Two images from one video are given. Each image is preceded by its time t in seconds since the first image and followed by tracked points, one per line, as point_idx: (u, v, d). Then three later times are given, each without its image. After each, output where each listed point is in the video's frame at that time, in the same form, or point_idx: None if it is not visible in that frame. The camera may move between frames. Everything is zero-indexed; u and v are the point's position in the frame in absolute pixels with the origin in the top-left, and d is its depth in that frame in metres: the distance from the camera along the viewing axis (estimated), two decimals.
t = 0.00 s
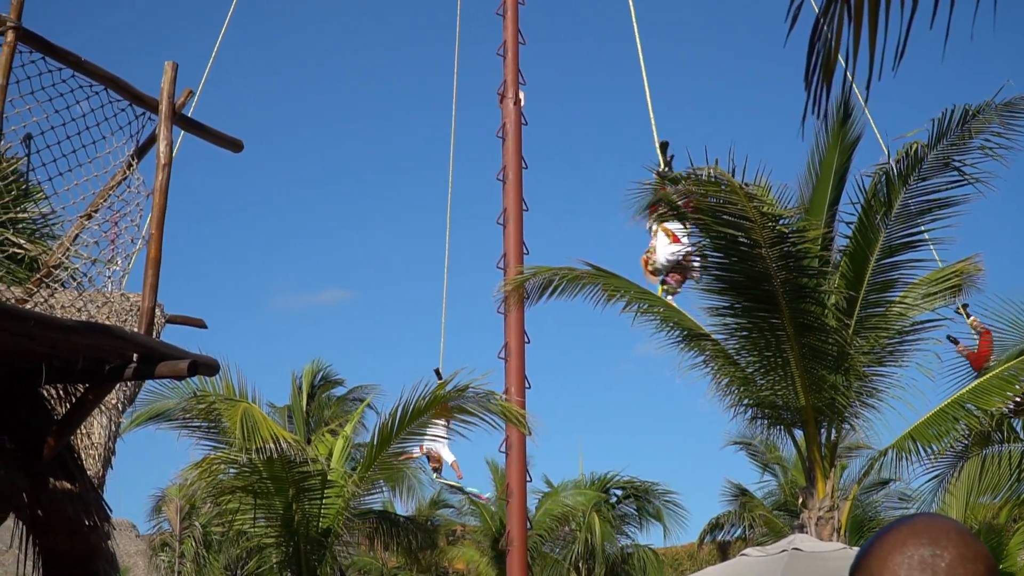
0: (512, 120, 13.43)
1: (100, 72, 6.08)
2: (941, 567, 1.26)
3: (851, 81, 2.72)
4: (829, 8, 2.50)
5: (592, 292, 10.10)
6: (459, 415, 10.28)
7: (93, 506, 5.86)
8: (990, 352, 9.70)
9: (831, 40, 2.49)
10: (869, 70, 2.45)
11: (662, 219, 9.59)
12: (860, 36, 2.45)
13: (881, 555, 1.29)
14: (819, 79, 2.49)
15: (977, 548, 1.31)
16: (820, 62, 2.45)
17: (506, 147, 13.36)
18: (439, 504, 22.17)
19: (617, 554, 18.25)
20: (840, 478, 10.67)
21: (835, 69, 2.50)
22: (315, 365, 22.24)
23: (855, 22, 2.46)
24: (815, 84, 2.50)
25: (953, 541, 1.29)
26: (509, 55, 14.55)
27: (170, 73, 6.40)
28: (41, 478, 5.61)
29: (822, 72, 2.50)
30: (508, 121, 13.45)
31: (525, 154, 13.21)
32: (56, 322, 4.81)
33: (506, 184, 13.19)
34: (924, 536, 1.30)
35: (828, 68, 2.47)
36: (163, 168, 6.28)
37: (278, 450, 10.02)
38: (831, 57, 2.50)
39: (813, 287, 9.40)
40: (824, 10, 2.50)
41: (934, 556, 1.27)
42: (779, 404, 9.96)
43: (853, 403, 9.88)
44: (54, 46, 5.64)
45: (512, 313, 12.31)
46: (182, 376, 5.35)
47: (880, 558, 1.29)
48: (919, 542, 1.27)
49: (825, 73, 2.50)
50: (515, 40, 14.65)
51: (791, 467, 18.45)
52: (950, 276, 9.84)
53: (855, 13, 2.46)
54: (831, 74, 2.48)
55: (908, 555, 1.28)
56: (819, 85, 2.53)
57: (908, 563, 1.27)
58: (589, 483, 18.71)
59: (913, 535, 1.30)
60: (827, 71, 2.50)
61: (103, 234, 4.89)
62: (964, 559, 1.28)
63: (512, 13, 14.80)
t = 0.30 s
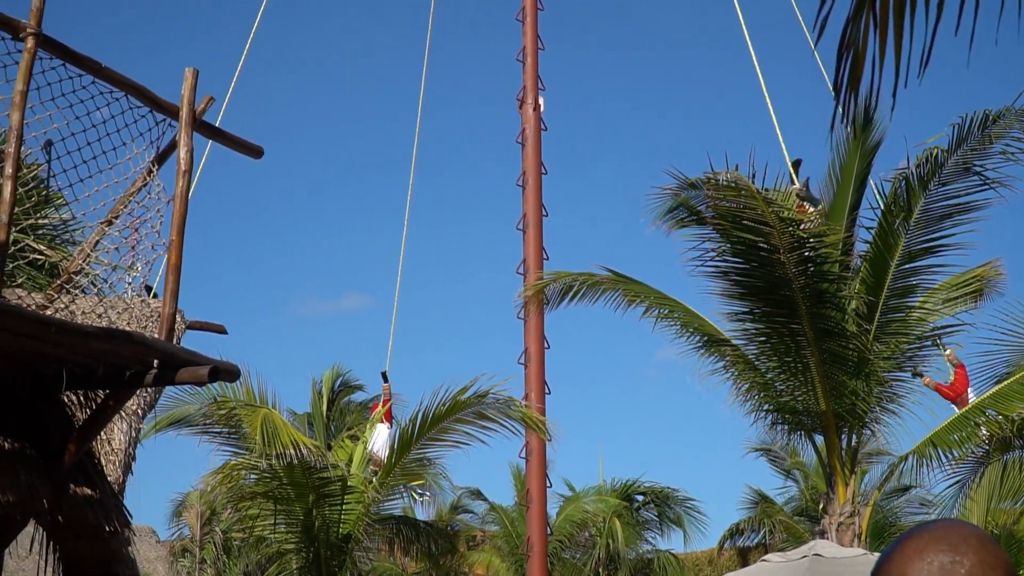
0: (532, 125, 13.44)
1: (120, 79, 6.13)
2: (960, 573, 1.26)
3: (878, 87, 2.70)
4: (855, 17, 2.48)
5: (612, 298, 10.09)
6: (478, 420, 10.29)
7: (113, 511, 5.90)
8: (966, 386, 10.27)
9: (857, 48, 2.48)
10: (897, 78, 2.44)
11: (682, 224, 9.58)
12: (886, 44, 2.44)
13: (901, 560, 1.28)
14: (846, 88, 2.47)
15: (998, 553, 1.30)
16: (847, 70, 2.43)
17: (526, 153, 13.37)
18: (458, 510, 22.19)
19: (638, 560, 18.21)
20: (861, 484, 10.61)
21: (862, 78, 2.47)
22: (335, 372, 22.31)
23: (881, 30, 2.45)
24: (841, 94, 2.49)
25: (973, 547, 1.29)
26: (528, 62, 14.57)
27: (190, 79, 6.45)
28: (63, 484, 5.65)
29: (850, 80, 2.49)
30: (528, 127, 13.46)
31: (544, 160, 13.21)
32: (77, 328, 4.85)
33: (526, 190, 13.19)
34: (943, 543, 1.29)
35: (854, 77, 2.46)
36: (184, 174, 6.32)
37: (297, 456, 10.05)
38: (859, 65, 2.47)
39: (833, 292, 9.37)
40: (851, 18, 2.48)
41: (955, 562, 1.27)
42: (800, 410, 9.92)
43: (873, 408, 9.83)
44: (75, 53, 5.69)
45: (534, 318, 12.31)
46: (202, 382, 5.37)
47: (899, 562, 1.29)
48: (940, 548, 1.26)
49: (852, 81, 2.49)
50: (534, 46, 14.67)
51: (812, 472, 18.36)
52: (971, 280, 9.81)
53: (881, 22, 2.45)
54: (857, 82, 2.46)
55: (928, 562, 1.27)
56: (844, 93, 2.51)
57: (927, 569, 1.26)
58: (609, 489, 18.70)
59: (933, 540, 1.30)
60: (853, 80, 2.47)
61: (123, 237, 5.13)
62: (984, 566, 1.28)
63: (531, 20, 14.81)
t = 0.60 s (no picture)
0: (543, 130, 13.46)
1: (132, 83, 6.17)
2: None
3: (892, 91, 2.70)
4: (870, 19, 2.49)
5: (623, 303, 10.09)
6: (490, 425, 10.30)
7: (124, 516, 5.93)
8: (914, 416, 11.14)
9: (873, 51, 2.48)
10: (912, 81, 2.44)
11: (693, 228, 9.57)
12: (902, 47, 2.45)
13: (911, 563, 1.29)
14: (861, 91, 2.48)
15: (1006, 556, 1.31)
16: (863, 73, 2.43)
17: (537, 158, 13.38)
18: (470, 515, 22.21)
19: (650, 564, 18.20)
20: (872, 489, 10.58)
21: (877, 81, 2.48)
22: (347, 376, 22.36)
23: (896, 33, 2.45)
24: (857, 96, 2.49)
25: (982, 550, 1.29)
26: (539, 66, 14.59)
27: (201, 84, 6.48)
28: (74, 489, 5.68)
29: (865, 82, 2.49)
30: (539, 132, 13.48)
31: (556, 165, 13.22)
32: (88, 333, 4.87)
33: (537, 195, 13.20)
34: (952, 546, 1.30)
35: (869, 79, 2.46)
36: (195, 178, 6.36)
37: (309, 460, 10.07)
38: (875, 68, 2.47)
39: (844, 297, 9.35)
40: (866, 21, 2.48)
41: (963, 566, 1.27)
42: (811, 414, 9.90)
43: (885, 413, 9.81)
44: (86, 57, 5.73)
45: (545, 323, 12.34)
46: (214, 387, 5.40)
47: (908, 564, 1.29)
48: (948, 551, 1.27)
49: (868, 84, 2.49)
50: (546, 51, 14.69)
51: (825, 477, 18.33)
52: (982, 285, 9.78)
53: (897, 23, 2.45)
54: (874, 84, 2.47)
55: (937, 565, 1.28)
56: (860, 96, 2.50)
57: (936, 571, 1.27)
58: (621, 494, 18.69)
59: (942, 544, 1.30)
60: (870, 83, 2.47)
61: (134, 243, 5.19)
62: (991, 568, 1.28)
63: (543, 24, 14.83)
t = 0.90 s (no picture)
0: (540, 130, 13.46)
1: (128, 83, 6.16)
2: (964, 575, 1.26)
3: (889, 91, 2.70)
4: (868, 19, 2.50)
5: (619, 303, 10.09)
6: (486, 425, 10.30)
7: (119, 515, 5.92)
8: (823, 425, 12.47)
9: (871, 50, 2.48)
10: (909, 81, 2.45)
11: (689, 229, 9.59)
12: (900, 46, 2.45)
13: (905, 562, 1.29)
14: (859, 91, 2.48)
15: (1000, 557, 1.31)
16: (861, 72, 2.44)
17: (534, 159, 13.38)
18: (465, 515, 22.21)
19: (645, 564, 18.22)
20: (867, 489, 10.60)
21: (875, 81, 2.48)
22: (343, 377, 22.35)
23: (894, 32, 2.46)
24: (854, 95, 2.49)
25: (976, 550, 1.29)
26: (536, 67, 14.59)
27: (197, 83, 6.48)
28: (69, 488, 5.68)
29: (863, 83, 2.49)
30: (536, 132, 13.48)
31: (552, 165, 13.22)
32: (83, 332, 4.86)
33: (534, 195, 13.20)
34: (947, 545, 1.30)
35: (867, 80, 2.47)
36: (191, 178, 6.36)
37: (304, 461, 10.06)
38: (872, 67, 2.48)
39: (840, 298, 9.36)
40: (864, 21, 2.49)
41: (957, 565, 1.27)
42: (806, 415, 9.91)
43: (879, 414, 9.82)
44: (82, 57, 5.73)
45: (542, 321, 12.32)
46: (209, 386, 5.40)
47: (903, 564, 1.29)
48: (943, 550, 1.27)
49: (866, 84, 2.49)
50: (542, 52, 14.69)
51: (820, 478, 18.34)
52: (976, 286, 9.76)
53: (895, 22, 2.46)
54: (871, 84, 2.47)
55: (932, 564, 1.28)
56: (858, 95, 2.51)
57: (930, 570, 1.27)
58: (617, 494, 18.71)
59: (937, 543, 1.30)
60: (868, 83, 2.48)
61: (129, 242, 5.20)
62: (986, 568, 1.28)
63: (540, 24, 14.83)
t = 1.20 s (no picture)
0: (532, 125, 13.45)
1: (120, 77, 6.15)
2: (953, 570, 1.26)
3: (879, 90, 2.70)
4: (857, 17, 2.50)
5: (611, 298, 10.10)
6: (478, 420, 10.30)
7: (111, 510, 5.91)
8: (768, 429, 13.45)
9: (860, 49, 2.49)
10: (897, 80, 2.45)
11: (681, 224, 9.60)
12: (889, 45, 2.45)
13: (895, 557, 1.29)
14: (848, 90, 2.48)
15: (990, 550, 1.31)
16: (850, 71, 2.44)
17: (526, 153, 13.37)
18: (458, 510, 22.22)
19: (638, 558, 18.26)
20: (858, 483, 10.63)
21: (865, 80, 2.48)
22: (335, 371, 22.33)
23: (884, 29, 2.46)
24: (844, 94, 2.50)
25: (967, 543, 1.29)
26: (528, 62, 14.58)
27: (189, 78, 6.46)
28: (60, 482, 5.66)
29: (852, 81, 2.49)
30: (528, 127, 13.48)
31: (544, 160, 13.22)
32: (75, 326, 4.85)
33: (526, 190, 13.20)
34: (937, 539, 1.30)
35: (856, 78, 2.47)
36: (182, 172, 6.34)
37: (296, 455, 10.06)
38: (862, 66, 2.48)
39: (832, 292, 9.38)
40: (855, 18, 2.49)
41: (947, 559, 1.28)
42: (798, 409, 9.93)
43: (871, 408, 9.84)
44: (73, 50, 5.71)
45: (533, 314, 12.26)
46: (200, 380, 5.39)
47: (893, 559, 1.30)
48: (933, 545, 1.27)
49: (855, 81, 2.49)
50: (534, 46, 14.68)
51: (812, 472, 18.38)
52: (968, 280, 9.77)
53: (884, 21, 2.46)
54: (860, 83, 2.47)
55: (922, 558, 1.28)
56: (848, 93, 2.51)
57: (921, 566, 1.27)
58: (609, 488, 18.74)
59: (926, 536, 1.31)
60: (857, 82, 2.48)
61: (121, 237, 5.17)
62: (976, 562, 1.28)
63: (532, 19, 14.81)
